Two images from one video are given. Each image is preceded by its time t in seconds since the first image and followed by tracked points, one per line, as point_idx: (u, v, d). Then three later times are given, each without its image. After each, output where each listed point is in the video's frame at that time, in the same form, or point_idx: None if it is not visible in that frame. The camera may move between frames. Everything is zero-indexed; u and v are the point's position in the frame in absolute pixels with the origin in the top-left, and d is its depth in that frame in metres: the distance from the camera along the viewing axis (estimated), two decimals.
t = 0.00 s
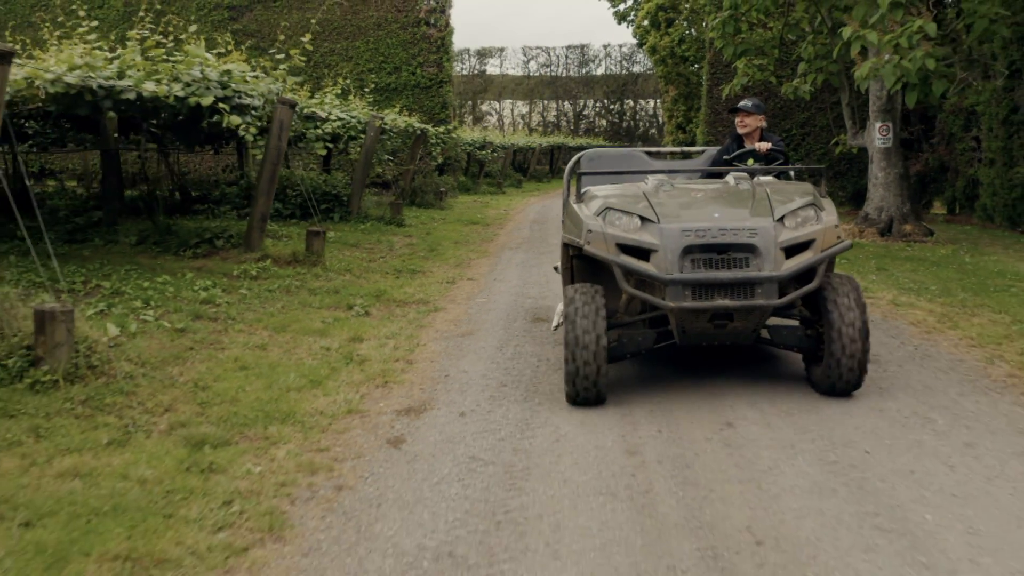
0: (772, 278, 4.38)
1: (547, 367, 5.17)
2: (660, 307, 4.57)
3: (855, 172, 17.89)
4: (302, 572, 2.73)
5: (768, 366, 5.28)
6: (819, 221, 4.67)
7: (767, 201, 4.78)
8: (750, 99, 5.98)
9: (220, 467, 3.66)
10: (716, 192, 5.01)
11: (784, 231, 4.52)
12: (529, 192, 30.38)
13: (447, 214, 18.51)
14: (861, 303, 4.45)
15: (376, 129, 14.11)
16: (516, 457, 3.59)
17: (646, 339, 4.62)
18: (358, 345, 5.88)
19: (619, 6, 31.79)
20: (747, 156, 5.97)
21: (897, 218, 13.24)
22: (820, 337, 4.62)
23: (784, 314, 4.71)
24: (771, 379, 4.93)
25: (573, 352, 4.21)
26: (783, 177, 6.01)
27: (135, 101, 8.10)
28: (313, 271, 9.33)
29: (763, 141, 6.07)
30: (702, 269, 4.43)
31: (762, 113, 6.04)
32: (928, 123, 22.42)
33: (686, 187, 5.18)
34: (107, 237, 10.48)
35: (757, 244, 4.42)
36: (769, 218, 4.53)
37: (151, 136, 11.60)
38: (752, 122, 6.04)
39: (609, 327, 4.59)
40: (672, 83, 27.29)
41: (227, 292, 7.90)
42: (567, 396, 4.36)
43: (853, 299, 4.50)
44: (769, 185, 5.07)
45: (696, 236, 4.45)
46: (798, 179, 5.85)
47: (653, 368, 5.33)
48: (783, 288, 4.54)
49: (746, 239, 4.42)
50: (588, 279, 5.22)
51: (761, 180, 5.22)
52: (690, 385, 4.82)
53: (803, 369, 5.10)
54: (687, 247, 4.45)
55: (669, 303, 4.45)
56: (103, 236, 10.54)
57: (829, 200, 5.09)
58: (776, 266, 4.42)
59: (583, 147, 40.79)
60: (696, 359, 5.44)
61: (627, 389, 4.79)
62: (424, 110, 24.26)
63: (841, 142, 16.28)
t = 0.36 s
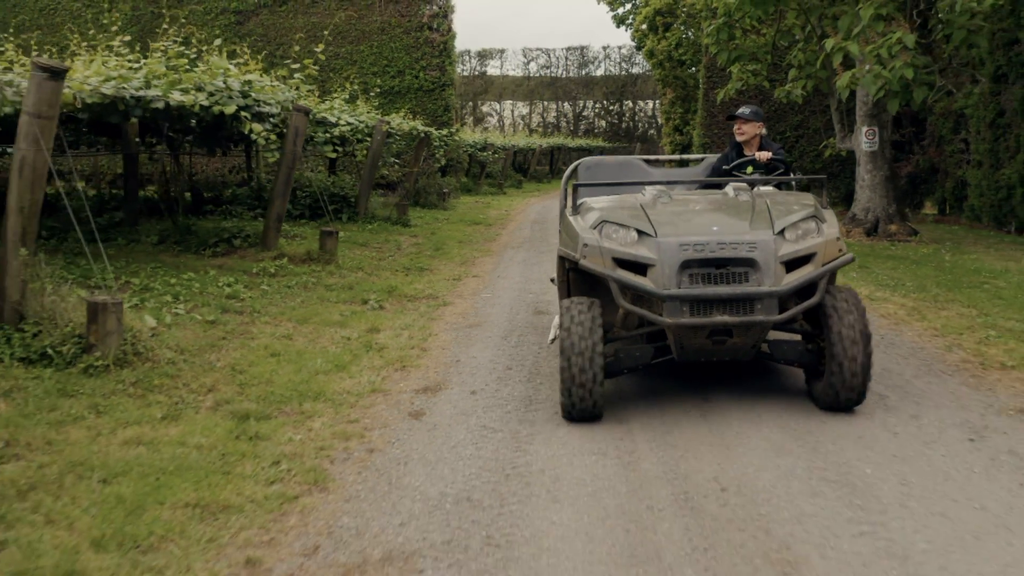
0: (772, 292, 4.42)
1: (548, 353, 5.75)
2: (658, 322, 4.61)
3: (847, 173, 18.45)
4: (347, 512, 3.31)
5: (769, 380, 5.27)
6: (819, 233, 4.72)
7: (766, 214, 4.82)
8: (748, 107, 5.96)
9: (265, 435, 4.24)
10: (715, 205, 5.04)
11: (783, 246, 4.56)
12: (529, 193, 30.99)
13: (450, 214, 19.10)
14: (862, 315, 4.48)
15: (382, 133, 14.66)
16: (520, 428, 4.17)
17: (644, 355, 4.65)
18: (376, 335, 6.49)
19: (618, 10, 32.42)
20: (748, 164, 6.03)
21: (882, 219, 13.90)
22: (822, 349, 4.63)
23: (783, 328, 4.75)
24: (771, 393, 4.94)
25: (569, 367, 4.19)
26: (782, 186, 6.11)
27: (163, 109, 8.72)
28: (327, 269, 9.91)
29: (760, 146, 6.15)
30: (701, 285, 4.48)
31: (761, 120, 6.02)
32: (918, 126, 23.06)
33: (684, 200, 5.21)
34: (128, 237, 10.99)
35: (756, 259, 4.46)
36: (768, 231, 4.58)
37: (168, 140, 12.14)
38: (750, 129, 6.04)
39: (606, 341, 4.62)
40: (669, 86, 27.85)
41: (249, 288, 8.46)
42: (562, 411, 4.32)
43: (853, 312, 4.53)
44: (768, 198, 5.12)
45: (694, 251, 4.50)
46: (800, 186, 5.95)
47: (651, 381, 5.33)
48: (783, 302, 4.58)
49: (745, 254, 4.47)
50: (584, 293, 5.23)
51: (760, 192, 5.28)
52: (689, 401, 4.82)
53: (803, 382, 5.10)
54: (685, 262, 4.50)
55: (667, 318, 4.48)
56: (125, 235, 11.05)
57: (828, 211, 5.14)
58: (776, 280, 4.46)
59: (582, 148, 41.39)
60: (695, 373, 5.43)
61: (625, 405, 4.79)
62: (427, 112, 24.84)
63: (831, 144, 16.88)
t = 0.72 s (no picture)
0: (769, 304, 4.40)
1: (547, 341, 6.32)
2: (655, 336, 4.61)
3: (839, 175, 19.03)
4: (377, 471, 3.88)
5: (768, 391, 5.25)
6: (818, 243, 4.72)
7: (765, 225, 4.80)
8: (747, 114, 6.22)
9: (299, 411, 4.80)
10: (713, 216, 5.01)
11: (781, 256, 4.55)
12: (529, 193, 31.58)
13: (453, 215, 19.67)
14: (861, 326, 4.48)
15: (389, 136, 15.24)
16: (522, 406, 4.74)
17: (640, 367, 4.65)
18: (390, 326, 7.10)
19: (617, 14, 33.02)
20: (745, 171, 6.19)
21: (870, 219, 14.49)
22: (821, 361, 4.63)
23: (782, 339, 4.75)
24: (771, 405, 4.92)
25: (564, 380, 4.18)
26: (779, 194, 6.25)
27: (188, 117, 9.33)
28: (340, 267, 10.50)
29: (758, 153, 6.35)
30: (697, 296, 4.47)
31: (760, 128, 6.26)
32: (909, 128, 23.64)
33: (681, 210, 5.21)
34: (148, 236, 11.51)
35: (754, 270, 4.44)
36: (766, 242, 4.56)
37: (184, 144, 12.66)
38: (750, 137, 6.27)
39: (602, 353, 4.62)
40: (667, 89, 28.38)
41: (268, 285, 9.01)
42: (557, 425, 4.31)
43: (853, 323, 4.52)
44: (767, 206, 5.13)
45: (690, 262, 4.48)
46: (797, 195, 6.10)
47: (649, 393, 5.32)
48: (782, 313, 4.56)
49: (743, 265, 4.45)
50: (580, 304, 5.22)
51: (759, 201, 5.29)
52: (687, 413, 4.80)
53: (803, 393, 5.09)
54: (681, 274, 4.48)
55: (663, 330, 4.46)
56: (144, 235, 11.57)
57: (829, 220, 5.13)
58: (773, 292, 4.45)
59: (581, 149, 41.97)
60: (694, 384, 5.41)
61: (622, 417, 4.77)
62: (429, 115, 25.41)
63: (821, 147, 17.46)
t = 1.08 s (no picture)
0: (768, 315, 4.39)
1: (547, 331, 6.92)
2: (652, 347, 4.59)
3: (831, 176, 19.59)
4: (400, 439, 4.48)
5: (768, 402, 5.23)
6: (818, 253, 4.70)
7: (763, 235, 4.77)
8: (744, 120, 6.18)
9: (326, 391, 5.39)
10: (712, 225, 4.97)
11: (780, 266, 4.52)
12: (529, 193, 32.14)
13: (456, 215, 20.20)
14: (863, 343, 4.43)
15: (395, 139, 15.80)
16: (524, 389, 5.28)
17: (637, 378, 4.63)
18: (402, 318, 7.74)
19: (616, 17, 33.63)
20: (742, 179, 6.08)
21: (859, 219, 15.05)
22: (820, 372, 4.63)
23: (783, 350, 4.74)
24: (771, 417, 4.91)
25: (561, 393, 4.17)
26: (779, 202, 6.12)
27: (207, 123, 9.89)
28: (351, 264, 11.06)
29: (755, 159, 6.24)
30: (694, 308, 4.45)
31: (756, 134, 6.17)
32: (901, 130, 24.19)
33: (679, 218, 5.17)
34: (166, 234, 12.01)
35: (752, 281, 4.42)
36: (765, 252, 4.53)
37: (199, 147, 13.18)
38: (745, 143, 6.21)
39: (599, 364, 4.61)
40: (665, 91, 28.86)
41: (285, 281, 9.56)
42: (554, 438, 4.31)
43: (853, 335, 4.49)
44: (766, 215, 5.10)
45: (688, 273, 4.45)
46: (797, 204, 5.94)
47: (648, 404, 5.30)
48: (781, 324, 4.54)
49: (741, 276, 4.42)
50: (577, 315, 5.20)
51: (757, 210, 5.26)
52: (685, 425, 4.79)
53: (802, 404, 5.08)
54: (679, 285, 4.45)
55: (660, 342, 4.44)
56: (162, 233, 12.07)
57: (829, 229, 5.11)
58: (772, 303, 4.42)
59: (581, 150, 42.50)
60: (693, 395, 5.40)
61: (619, 429, 4.76)
62: (432, 117, 25.98)
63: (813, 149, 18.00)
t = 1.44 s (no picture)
0: (764, 326, 4.45)
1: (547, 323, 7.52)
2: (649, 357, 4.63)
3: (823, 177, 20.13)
4: (418, 414, 5.06)
5: (766, 411, 5.26)
6: (816, 263, 4.78)
7: (760, 246, 4.83)
8: (741, 125, 6.18)
9: (347, 375, 5.98)
10: (709, 235, 5.02)
11: (778, 277, 4.59)
12: (530, 193, 32.66)
13: (459, 216, 20.69)
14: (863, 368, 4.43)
15: (400, 141, 16.32)
16: (524, 376, 5.78)
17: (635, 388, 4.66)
18: (413, 311, 8.39)
19: (615, 20, 34.23)
20: (739, 186, 6.06)
21: (849, 219, 15.67)
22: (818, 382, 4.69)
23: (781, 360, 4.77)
24: (769, 428, 4.93)
25: (556, 403, 4.19)
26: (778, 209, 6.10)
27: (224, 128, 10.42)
28: (360, 262, 11.60)
29: (752, 164, 6.21)
30: (691, 318, 4.51)
31: (752, 140, 6.17)
32: (894, 131, 24.73)
33: (675, 228, 5.22)
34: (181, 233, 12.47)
35: (749, 291, 4.49)
36: (762, 263, 4.61)
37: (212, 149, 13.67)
38: (742, 149, 6.21)
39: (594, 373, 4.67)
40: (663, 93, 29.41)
41: (299, 278, 10.08)
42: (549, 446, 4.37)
43: (852, 353, 4.50)
44: (764, 224, 5.19)
45: (684, 283, 4.52)
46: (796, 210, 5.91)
47: (645, 414, 5.31)
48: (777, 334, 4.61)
49: (738, 286, 4.50)
50: (573, 324, 5.25)
51: (755, 219, 5.33)
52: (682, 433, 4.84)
53: (800, 412, 5.12)
54: (675, 294, 4.52)
55: (657, 352, 4.50)
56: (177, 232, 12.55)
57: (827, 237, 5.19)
58: (769, 313, 4.50)
59: (581, 151, 43.00)
60: (691, 404, 5.41)
61: (616, 438, 4.81)
62: (434, 119, 26.51)
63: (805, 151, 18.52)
